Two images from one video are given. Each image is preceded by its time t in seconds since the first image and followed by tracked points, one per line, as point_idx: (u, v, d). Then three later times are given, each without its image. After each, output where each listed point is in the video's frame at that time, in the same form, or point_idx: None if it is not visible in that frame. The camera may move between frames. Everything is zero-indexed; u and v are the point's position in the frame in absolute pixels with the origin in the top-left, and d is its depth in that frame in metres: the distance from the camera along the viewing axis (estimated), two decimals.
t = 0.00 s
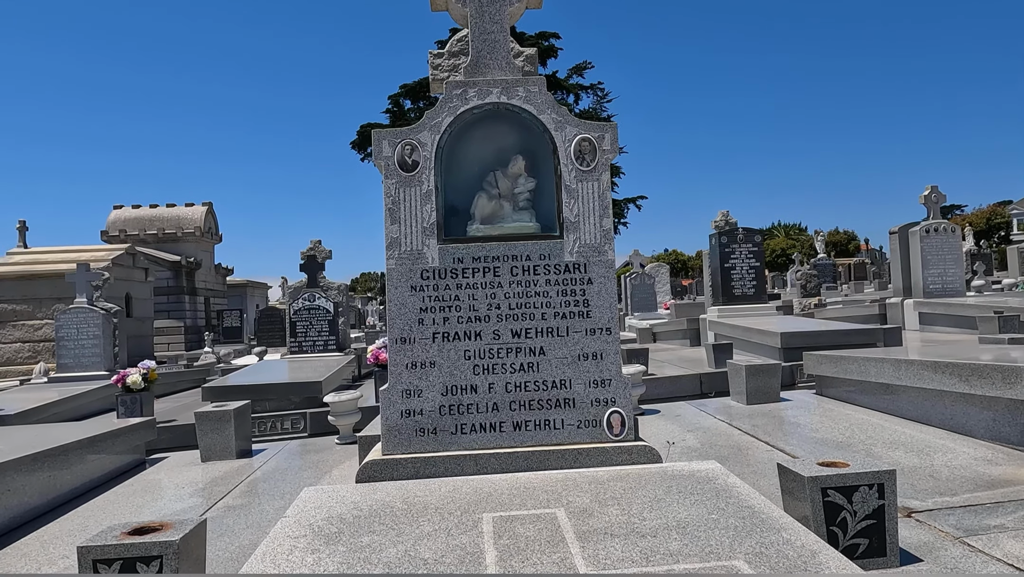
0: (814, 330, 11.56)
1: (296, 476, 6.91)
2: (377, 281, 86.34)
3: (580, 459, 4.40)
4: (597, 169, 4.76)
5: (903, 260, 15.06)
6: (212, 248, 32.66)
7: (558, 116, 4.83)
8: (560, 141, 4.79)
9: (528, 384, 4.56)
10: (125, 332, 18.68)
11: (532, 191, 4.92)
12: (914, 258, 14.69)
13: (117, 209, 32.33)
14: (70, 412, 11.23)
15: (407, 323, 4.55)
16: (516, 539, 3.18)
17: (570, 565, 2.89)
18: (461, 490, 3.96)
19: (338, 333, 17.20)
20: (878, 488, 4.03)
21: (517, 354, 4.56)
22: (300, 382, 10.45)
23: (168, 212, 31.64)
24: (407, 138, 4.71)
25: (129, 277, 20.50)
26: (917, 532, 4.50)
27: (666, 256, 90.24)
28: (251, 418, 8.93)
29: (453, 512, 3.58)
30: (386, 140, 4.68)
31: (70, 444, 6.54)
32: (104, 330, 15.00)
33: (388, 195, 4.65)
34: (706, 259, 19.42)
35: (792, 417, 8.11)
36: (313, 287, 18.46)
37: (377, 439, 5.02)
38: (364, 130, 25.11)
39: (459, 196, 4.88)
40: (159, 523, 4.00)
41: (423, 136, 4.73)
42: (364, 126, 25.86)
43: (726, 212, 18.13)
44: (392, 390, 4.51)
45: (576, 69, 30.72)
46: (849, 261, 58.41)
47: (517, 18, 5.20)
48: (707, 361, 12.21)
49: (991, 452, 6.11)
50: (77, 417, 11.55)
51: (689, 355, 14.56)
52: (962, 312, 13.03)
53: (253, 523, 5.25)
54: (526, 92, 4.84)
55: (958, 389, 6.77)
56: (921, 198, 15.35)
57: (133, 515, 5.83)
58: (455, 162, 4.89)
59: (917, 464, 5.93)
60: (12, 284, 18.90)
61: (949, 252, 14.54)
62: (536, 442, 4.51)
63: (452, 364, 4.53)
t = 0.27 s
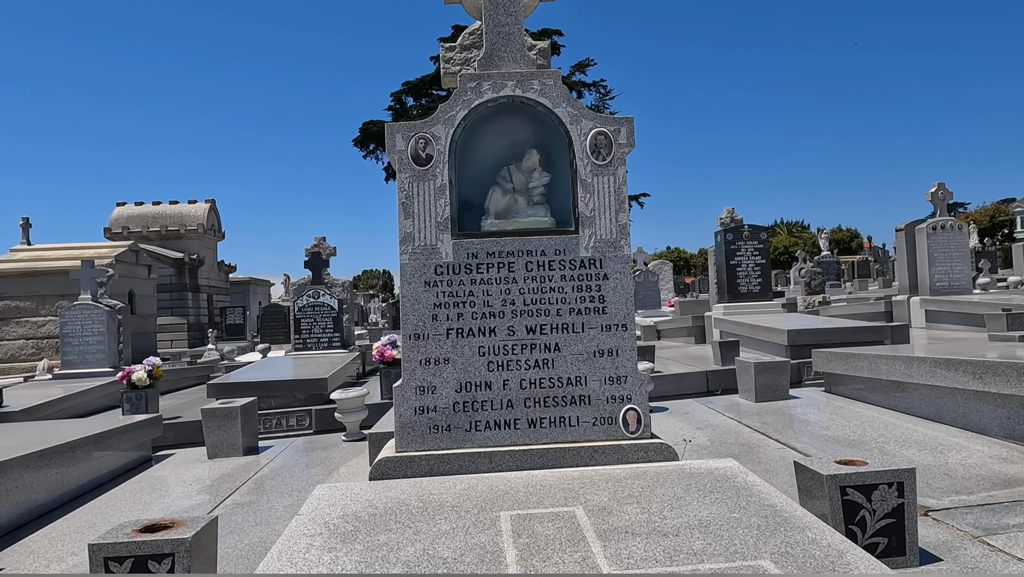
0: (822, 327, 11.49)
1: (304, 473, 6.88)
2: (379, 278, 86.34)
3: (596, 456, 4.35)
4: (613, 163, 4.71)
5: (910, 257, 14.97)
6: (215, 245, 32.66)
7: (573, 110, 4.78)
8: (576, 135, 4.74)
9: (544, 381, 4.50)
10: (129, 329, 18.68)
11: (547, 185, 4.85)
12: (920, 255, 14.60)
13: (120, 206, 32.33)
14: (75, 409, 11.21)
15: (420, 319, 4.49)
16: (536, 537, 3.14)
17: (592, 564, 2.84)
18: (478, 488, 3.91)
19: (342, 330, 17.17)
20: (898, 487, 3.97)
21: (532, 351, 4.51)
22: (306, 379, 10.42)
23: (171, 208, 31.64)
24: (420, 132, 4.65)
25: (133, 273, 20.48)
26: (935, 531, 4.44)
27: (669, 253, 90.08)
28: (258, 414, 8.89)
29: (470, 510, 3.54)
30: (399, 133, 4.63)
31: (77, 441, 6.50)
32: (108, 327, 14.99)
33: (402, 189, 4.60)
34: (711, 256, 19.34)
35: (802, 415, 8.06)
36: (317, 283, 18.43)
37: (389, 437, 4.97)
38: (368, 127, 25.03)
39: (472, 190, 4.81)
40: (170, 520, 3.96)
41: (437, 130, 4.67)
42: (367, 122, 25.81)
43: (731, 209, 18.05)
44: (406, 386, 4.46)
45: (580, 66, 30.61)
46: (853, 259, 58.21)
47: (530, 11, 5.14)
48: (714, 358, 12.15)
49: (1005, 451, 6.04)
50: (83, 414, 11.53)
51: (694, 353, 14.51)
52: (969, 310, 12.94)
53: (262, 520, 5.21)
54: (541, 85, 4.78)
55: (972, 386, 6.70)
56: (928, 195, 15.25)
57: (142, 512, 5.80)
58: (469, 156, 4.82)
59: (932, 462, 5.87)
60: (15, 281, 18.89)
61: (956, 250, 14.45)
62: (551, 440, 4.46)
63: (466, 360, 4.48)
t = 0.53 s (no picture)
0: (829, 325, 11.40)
1: (309, 470, 6.84)
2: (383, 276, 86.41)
3: (605, 454, 4.30)
4: (622, 157, 4.64)
5: (917, 255, 14.83)
6: (219, 243, 32.70)
7: (582, 103, 4.72)
8: (585, 129, 4.68)
9: (552, 378, 4.45)
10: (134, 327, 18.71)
11: (555, 180, 4.80)
12: (927, 253, 14.47)
13: (125, 204, 32.38)
14: (81, 406, 11.22)
15: (427, 315, 4.45)
16: (545, 536, 3.08)
17: (604, 563, 2.78)
18: (485, 486, 3.86)
19: (346, 327, 17.14)
20: (911, 485, 3.90)
21: (541, 347, 4.46)
22: (310, 376, 10.39)
23: (176, 206, 31.67)
24: (427, 126, 4.60)
25: (137, 271, 20.50)
26: (949, 531, 4.37)
27: (673, 251, 89.89)
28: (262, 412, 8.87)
29: (478, 508, 3.49)
30: (406, 127, 4.58)
31: (82, 438, 6.48)
32: (113, 324, 15.00)
33: (409, 183, 4.54)
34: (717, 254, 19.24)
35: (810, 413, 7.99)
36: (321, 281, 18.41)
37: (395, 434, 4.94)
38: (371, 124, 24.98)
39: (480, 185, 4.76)
40: (175, 517, 3.92)
41: (444, 123, 4.62)
42: (371, 120, 25.76)
43: (737, 206, 17.94)
44: (413, 383, 4.41)
45: (584, 64, 30.52)
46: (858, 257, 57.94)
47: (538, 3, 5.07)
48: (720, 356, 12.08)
49: (1018, 449, 5.96)
50: (88, 411, 11.54)
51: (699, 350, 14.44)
52: (977, 308, 12.82)
53: (267, 518, 5.18)
54: (550, 78, 4.72)
55: (983, 385, 6.61)
56: (935, 192, 15.12)
57: (146, 509, 5.77)
58: (476, 150, 4.77)
59: (943, 461, 5.79)
60: (20, 279, 18.92)
61: (964, 247, 14.32)
62: (560, 437, 4.41)
63: (473, 357, 4.43)
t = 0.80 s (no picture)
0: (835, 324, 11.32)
1: (312, 468, 6.83)
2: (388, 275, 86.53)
3: (608, 452, 4.26)
4: (626, 153, 4.60)
5: (924, 252, 14.71)
6: (225, 242, 32.79)
7: (585, 98, 4.68)
8: (588, 123, 4.64)
9: (555, 375, 4.42)
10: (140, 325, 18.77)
11: (558, 175, 4.76)
12: (935, 251, 14.34)
13: (131, 203, 32.50)
14: (86, 404, 11.25)
15: (429, 312, 4.41)
16: (546, 535, 3.05)
17: (606, 562, 2.75)
18: (487, 484, 3.83)
19: (350, 326, 17.15)
20: (919, 484, 3.85)
21: (543, 344, 4.42)
22: (314, 375, 10.39)
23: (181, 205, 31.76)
24: (429, 121, 4.56)
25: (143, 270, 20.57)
26: (956, 531, 4.32)
27: (678, 250, 89.64)
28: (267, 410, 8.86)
29: (479, 506, 3.46)
30: (408, 122, 4.54)
31: (86, 435, 6.49)
32: (119, 322, 15.05)
33: (410, 179, 4.51)
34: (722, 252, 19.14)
35: (816, 411, 7.92)
36: (325, 280, 18.41)
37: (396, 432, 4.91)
38: (376, 123, 24.98)
39: (482, 180, 4.72)
40: (176, 515, 3.91)
41: (446, 118, 4.58)
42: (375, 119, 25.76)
43: (743, 204, 17.83)
44: (414, 380, 4.38)
45: (589, 62, 30.44)
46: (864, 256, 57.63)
47: None
48: (725, 354, 12.01)
49: None
50: (93, 408, 11.58)
51: (705, 349, 14.38)
52: (986, 306, 12.70)
53: (270, 516, 5.16)
54: (552, 73, 4.68)
55: (992, 383, 6.53)
56: (943, 190, 14.99)
57: (150, 506, 5.77)
58: (478, 145, 4.73)
59: (951, 460, 5.72)
60: (28, 278, 19.01)
61: (971, 245, 14.19)
62: (562, 435, 4.37)
63: (475, 354, 4.40)
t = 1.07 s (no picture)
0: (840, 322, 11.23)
1: (313, 468, 6.82)
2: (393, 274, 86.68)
3: (605, 453, 4.23)
4: (624, 151, 4.57)
5: (930, 251, 14.59)
6: (230, 241, 32.89)
7: (583, 96, 4.65)
8: (585, 122, 4.61)
9: (552, 375, 4.39)
10: (145, 324, 18.85)
11: (555, 174, 4.74)
12: (941, 249, 14.22)
13: (137, 202, 32.61)
14: (90, 402, 11.30)
15: (425, 311, 4.39)
16: (541, 536, 3.03)
17: (599, 565, 2.72)
18: (483, 485, 3.81)
19: (354, 325, 17.17)
20: (920, 486, 3.80)
21: (540, 344, 4.40)
22: (317, 373, 10.38)
23: (187, 204, 31.86)
24: (425, 119, 4.53)
25: (149, 269, 20.67)
26: (958, 532, 4.27)
27: (683, 248, 89.36)
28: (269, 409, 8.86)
29: (474, 508, 3.44)
30: (404, 121, 4.51)
31: (88, 434, 6.49)
32: (124, 321, 15.11)
33: (406, 177, 4.49)
34: (727, 251, 19.04)
35: (819, 411, 7.87)
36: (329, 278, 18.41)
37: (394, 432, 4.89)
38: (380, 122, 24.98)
39: (480, 179, 4.72)
40: (173, 515, 3.91)
41: (442, 117, 4.56)
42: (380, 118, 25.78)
43: (747, 202, 17.70)
44: (410, 380, 4.37)
45: (594, 60, 30.34)
46: (871, 254, 57.33)
47: None
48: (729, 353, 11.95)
49: None
50: (98, 407, 11.62)
51: (709, 348, 14.31)
52: (993, 305, 12.58)
53: (269, 516, 5.15)
54: (550, 70, 4.65)
55: (997, 383, 6.47)
56: (949, 187, 14.86)
57: (150, 505, 5.78)
58: (476, 144, 4.72)
59: (954, 460, 5.65)
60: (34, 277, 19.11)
61: (978, 243, 14.05)
62: (559, 435, 4.35)
63: (472, 354, 4.38)
